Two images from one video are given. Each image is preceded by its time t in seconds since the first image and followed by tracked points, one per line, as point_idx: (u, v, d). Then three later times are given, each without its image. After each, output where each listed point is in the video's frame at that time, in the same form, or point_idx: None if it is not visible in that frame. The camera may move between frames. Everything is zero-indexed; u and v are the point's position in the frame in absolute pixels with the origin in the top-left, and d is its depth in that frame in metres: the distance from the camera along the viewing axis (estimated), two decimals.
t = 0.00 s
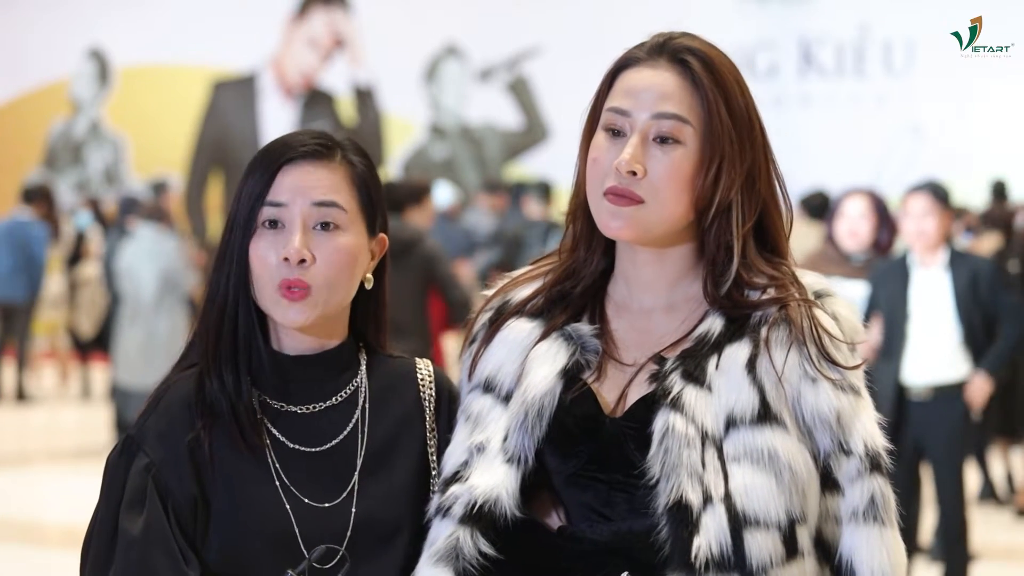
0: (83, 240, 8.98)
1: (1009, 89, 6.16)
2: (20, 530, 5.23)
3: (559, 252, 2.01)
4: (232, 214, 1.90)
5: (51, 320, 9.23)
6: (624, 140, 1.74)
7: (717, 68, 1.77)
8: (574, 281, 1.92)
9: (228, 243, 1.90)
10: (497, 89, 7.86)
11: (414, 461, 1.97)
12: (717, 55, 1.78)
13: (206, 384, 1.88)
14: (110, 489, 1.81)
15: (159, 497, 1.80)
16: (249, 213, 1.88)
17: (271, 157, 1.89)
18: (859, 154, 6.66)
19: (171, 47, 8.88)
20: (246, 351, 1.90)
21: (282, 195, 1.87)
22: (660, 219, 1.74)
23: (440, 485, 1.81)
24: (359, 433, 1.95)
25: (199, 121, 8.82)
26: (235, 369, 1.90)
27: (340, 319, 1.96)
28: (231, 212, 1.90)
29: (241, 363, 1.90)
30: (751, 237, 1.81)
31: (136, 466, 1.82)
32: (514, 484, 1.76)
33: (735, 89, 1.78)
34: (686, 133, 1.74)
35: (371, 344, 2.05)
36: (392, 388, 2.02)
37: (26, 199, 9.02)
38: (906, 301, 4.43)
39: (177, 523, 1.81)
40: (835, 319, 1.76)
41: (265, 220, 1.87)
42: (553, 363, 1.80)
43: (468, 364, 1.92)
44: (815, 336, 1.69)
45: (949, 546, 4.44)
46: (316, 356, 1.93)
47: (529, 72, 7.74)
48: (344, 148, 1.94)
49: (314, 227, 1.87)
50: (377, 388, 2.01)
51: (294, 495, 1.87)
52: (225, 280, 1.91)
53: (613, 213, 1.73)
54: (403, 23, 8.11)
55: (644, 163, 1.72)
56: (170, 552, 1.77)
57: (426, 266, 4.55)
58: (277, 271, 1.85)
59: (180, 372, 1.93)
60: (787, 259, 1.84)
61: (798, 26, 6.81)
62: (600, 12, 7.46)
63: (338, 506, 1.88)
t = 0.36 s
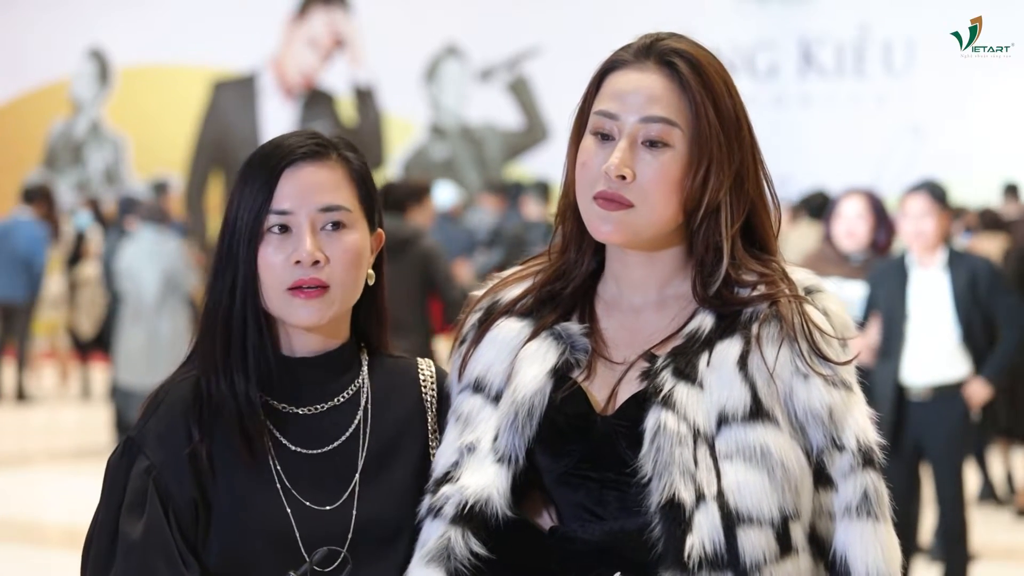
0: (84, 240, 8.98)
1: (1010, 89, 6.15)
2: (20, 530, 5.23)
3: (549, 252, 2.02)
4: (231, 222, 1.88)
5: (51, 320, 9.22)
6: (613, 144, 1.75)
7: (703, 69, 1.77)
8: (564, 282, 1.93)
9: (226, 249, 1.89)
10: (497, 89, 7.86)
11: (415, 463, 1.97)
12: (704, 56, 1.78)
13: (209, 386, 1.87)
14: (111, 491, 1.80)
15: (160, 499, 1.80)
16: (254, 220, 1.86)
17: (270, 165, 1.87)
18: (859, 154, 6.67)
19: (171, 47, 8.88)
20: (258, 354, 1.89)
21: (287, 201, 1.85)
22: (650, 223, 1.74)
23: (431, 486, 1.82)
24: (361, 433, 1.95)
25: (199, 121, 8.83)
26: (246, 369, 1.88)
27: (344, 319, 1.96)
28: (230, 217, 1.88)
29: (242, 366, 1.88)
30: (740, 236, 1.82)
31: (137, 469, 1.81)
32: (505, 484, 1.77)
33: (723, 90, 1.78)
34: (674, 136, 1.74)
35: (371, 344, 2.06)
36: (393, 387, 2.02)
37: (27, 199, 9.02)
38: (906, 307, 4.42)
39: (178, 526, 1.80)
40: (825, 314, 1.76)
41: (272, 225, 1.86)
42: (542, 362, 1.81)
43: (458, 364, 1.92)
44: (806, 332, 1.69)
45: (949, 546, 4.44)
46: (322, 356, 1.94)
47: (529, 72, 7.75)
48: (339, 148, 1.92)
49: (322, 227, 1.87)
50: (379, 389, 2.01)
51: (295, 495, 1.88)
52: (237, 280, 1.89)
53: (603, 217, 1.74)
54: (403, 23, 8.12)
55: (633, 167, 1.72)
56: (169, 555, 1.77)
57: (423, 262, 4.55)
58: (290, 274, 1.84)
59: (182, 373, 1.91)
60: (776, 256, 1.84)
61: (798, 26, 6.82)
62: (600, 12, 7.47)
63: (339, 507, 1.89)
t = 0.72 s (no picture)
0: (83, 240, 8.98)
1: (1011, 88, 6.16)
2: (20, 530, 5.23)
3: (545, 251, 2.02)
4: (226, 230, 1.87)
5: (51, 320, 9.22)
6: (613, 145, 1.75)
7: (702, 69, 1.77)
8: (562, 281, 1.93)
9: (218, 245, 1.88)
10: (497, 89, 7.87)
11: (414, 461, 1.97)
12: (704, 56, 1.78)
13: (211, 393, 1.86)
14: (112, 492, 1.80)
15: (160, 500, 1.79)
16: (248, 226, 1.85)
17: (256, 170, 1.87)
18: (859, 153, 6.69)
19: (171, 47, 8.89)
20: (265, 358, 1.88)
21: (279, 202, 1.85)
22: (649, 223, 1.74)
23: (426, 484, 1.82)
24: (365, 430, 1.95)
25: (199, 121, 8.83)
26: (255, 378, 1.88)
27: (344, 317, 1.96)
28: (224, 225, 1.87)
29: (240, 365, 1.87)
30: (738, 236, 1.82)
31: (137, 469, 1.81)
32: (501, 483, 1.77)
33: (722, 90, 1.78)
34: (674, 136, 1.75)
35: (372, 342, 2.06)
36: (397, 386, 2.02)
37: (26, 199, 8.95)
38: (903, 300, 4.43)
39: (179, 526, 1.80)
40: (823, 313, 1.76)
41: (268, 228, 1.86)
42: (539, 361, 1.81)
43: (455, 363, 1.93)
44: (805, 332, 1.69)
45: (948, 547, 4.44)
46: (323, 354, 1.94)
47: (529, 72, 7.76)
48: (322, 147, 1.93)
49: (317, 224, 1.88)
50: (380, 388, 2.01)
51: (297, 494, 1.88)
52: (237, 286, 1.88)
53: (603, 217, 1.74)
54: (403, 23, 8.13)
55: (633, 167, 1.72)
56: (170, 555, 1.77)
57: (440, 270, 4.55)
58: (294, 272, 1.84)
59: (177, 377, 1.90)
60: (773, 256, 1.85)
61: (798, 26, 6.84)
62: (600, 12, 7.49)
63: (342, 505, 1.89)
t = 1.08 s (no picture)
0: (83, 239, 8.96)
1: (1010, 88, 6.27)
2: (20, 530, 5.23)
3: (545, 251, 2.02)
4: (216, 235, 1.87)
5: (51, 320, 9.21)
6: (613, 144, 1.74)
7: (703, 69, 1.77)
8: (560, 281, 1.93)
9: (206, 248, 1.88)
10: (497, 89, 7.89)
11: (412, 462, 1.96)
12: (704, 56, 1.78)
13: (201, 399, 1.85)
14: (110, 490, 1.80)
15: (158, 500, 1.80)
16: (238, 229, 1.85)
17: (244, 171, 1.87)
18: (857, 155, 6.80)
19: (171, 47, 8.90)
20: (256, 362, 1.88)
21: (267, 203, 1.85)
22: (649, 223, 1.74)
23: (425, 484, 1.83)
24: (362, 429, 1.95)
25: (200, 121, 8.85)
26: (243, 380, 1.87)
27: (342, 315, 1.96)
28: (213, 231, 1.87)
29: (237, 366, 1.87)
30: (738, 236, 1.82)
31: (136, 468, 1.81)
32: (498, 482, 1.77)
33: (722, 90, 1.78)
34: (675, 135, 1.75)
35: (370, 341, 2.07)
36: (395, 386, 2.02)
37: (27, 199, 8.87)
38: (900, 304, 4.41)
39: (176, 526, 1.80)
40: (822, 315, 1.76)
41: (259, 228, 1.86)
42: (538, 361, 1.81)
43: (453, 363, 1.93)
44: (803, 333, 1.69)
45: (948, 546, 4.45)
46: (323, 353, 1.94)
47: (529, 72, 7.78)
48: (306, 143, 1.94)
49: (307, 219, 1.88)
50: (379, 387, 2.01)
51: (295, 494, 1.88)
52: (227, 286, 1.87)
53: (603, 216, 1.74)
54: (403, 23, 8.16)
55: (633, 166, 1.72)
56: (167, 555, 1.76)
57: (441, 272, 4.54)
58: (288, 270, 1.84)
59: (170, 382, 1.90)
60: (773, 257, 1.85)
61: (798, 26, 6.94)
62: (600, 12, 7.53)
63: (340, 505, 1.89)
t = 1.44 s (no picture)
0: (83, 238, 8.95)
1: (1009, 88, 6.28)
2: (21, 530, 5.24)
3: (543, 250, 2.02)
4: (200, 240, 1.87)
5: (51, 320, 9.21)
6: (615, 141, 1.74)
7: (706, 69, 1.77)
8: (558, 280, 1.92)
9: (191, 252, 1.88)
10: (497, 89, 7.91)
11: (410, 462, 1.96)
12: (708, 57, 1.78)
13: (191, 402, 1.85)
14: (106, 491, 1.81)
15: (154, 501, 1.80)
16: (223, 231, 1.85)
17: (225, 173, 1.88)
18: (859, 154, 6.82)
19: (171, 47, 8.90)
20: (245, 363, 1.88)
21: (250, 204, 1.86)
22: (650, 221, 1.74)
23: (422, 483, 1.83)
24: (358, 427, 1.95)
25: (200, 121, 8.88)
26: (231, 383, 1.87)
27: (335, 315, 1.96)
28: (198, 235, 1.87)
29: (230, 365, 1.87)
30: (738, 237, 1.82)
31: (131, 470, 1.82)
32: (495, 481, 1.77)
33: (724, 90, 1.78)
34: (677, 134, 1.74)
35: (365, 339, 2.08)
36: (392, 384, 2.01)
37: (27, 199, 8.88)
38: (902, 298, 4.42)
39: (173, 527, 1.81)
40: (821, 318, 1.76)
41: (243, 230, 1.86)
42: (536, 361, 1.80)
43: (452, 362, 1.93)
44: (803, 336, 1.69)
45: (946, 545, 4.46)
46: (317, 353, 1.94)
47: (529, 72, 7.80)
48: (285, 143, 1.94)
49: (291, 218, 1.88)
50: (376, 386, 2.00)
51: (294, 495, 1.88)
52: (214, 284, 1.87)
53: (604, 214, 1.73)
54: (403, 23, 8.17)
55: (636, 164, 1.72)
56: (164, 555, 1.76)
57: (429, 268, 4.55)
58: (275, 271, 1.84)
59: (163, 383, 1.89)
60: (773, 260, 1.84)
61: (798, 26, 6.95)
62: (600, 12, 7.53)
63: (337, 504, 1.88)
